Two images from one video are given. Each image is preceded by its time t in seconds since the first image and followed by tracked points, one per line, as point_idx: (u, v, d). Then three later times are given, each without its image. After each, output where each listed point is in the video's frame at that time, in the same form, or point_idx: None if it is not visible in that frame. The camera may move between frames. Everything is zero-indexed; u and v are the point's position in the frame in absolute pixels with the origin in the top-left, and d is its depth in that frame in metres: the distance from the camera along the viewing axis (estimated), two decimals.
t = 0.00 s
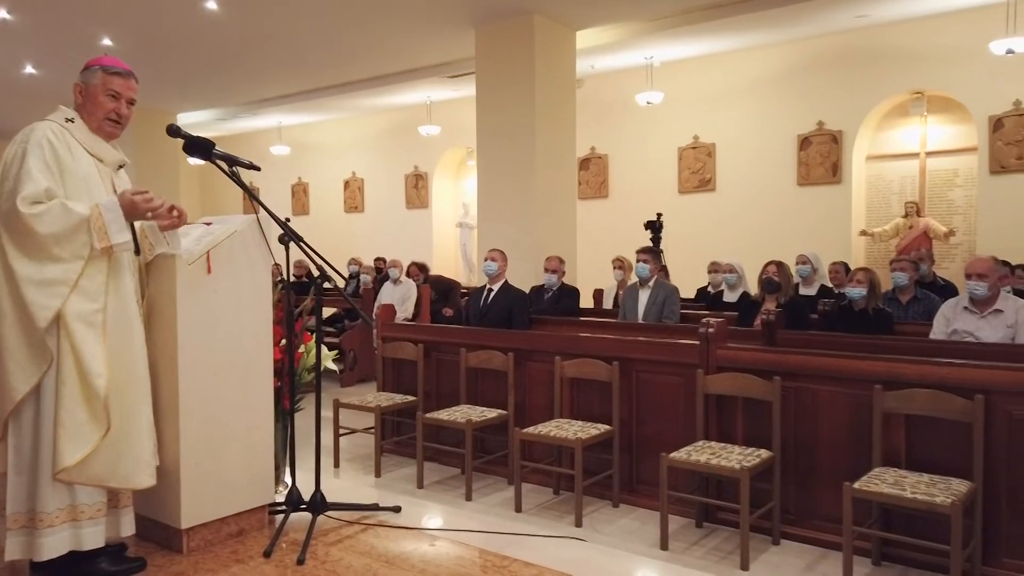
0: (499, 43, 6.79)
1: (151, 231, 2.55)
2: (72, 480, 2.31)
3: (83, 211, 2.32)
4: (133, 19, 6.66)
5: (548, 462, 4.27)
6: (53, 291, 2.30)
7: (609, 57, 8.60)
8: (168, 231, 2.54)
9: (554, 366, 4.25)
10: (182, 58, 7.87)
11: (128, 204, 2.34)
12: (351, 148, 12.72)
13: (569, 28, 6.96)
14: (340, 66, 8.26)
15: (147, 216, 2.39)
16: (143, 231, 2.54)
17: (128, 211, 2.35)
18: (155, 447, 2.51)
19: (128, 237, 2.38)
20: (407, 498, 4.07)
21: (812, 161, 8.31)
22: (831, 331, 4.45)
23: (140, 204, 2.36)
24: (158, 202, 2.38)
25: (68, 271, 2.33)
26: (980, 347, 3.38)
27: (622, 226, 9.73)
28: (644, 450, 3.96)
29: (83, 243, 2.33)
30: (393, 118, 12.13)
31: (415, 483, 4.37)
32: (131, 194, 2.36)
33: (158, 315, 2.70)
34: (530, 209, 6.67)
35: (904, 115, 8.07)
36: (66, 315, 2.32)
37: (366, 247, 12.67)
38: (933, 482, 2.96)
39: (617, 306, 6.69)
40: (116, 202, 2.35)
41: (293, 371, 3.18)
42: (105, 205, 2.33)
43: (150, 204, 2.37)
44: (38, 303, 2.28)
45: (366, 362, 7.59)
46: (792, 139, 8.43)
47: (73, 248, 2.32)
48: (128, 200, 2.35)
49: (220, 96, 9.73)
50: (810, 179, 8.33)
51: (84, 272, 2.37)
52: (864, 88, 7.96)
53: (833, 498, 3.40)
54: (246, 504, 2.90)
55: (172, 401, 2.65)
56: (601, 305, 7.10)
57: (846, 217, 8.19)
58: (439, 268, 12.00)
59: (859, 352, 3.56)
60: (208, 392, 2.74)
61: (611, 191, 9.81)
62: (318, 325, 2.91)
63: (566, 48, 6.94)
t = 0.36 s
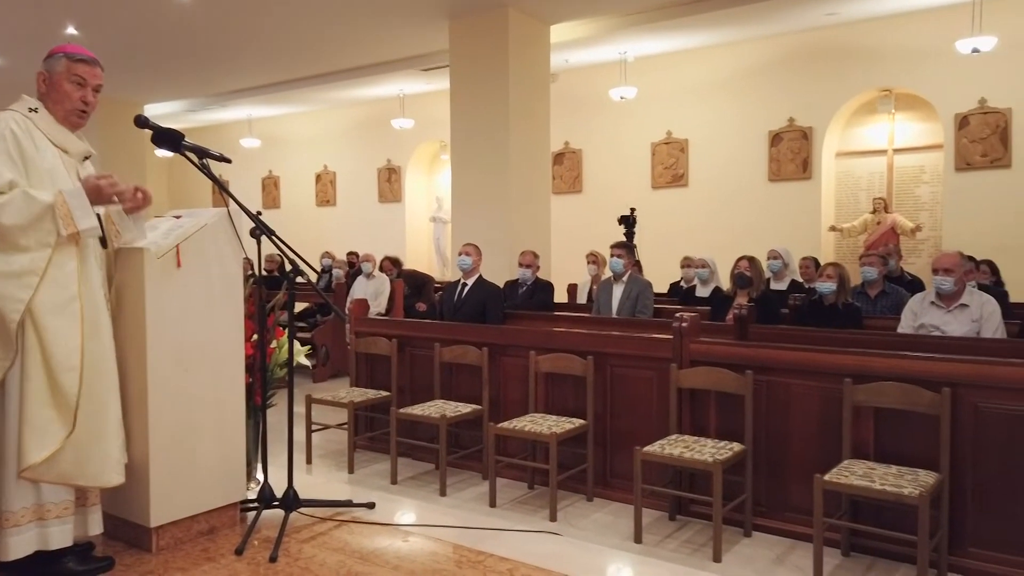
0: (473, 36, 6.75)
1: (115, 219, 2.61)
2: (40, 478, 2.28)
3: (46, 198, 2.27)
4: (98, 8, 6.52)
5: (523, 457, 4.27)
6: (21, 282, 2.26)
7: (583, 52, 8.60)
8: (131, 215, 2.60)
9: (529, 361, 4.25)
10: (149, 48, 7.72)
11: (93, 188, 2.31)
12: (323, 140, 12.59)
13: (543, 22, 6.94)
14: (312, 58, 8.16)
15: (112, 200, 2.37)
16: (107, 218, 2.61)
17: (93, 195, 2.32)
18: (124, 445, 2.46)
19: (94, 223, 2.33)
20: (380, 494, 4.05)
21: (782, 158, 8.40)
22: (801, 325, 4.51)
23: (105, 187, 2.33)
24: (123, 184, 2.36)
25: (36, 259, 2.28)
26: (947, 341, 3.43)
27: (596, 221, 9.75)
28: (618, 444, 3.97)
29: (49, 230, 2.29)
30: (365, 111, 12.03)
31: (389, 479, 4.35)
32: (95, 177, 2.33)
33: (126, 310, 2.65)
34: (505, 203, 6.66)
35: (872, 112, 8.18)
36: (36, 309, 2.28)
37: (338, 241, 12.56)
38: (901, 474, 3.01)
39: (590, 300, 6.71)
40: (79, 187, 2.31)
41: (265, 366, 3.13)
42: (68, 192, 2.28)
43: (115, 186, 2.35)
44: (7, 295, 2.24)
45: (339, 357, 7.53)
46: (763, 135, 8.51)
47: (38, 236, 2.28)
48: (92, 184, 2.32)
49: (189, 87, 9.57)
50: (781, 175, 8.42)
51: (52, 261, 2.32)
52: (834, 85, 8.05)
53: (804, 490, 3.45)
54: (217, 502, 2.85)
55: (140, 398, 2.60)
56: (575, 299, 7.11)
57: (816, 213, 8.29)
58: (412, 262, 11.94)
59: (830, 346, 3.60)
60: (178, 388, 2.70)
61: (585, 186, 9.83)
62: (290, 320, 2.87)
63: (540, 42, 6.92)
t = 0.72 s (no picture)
0: (443, 30, 6.71)
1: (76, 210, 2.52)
2: None
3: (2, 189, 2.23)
4: None
5: (493, 452, 4.27)
6: None
7: (552, 46, 8.60)
8: (91, 205, 2.51)
9: (500, 355, 4.25)
10: (111, 38, 7.55)
11: (50, 176, 2.27)
12: (290, 134, 12.43)
13: (513, 16, 6.92)
14: (279, 49, 8.05)
15: (69, 187, 2.33)
16: (68, 210, 2.51)
17: (50, 183, 2.28)
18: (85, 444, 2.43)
19: (52, 214, 2.29)
20: (350, 490, 4.02)
21: (749, 154, 8.49)
22: (768, 319, 4.56)
23: (62, 175, 2.29)
24: (79, 171, 2.33)
25: None
26: (909, 334, 3.50)
27: (565, 216, 9.77)
28: (589, 439, 3.99)
29: (5, 221, 2.25)
30: (333, 104, 11.89)
31: (358, 475, 4.32)
32: (52, 166, 2.29)
33: (86, 306, 2.59)
34: (475, 198, 6.64)
35: (836, 109, 8.31)
36: None
37: (306, 235, 12.42)
38: (865, 465, 3.06)
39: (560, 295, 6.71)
40: (35, 176, 2.26)
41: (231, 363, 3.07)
42: (24, 180, 2.23)
43: (73, 173, 2.31)
44: None
45: (307, 353, 7.45)
46: (731, 130, 8.58)
47: None
48: (49, 172, 2.28)
49: (152, 78, 9.38)
50: (748, 171, 8.51)
51: (8, 250, 2.27)
52: (800, 82, 8.14)
53: (770, 482, 3.49)
54: (182, 501, 2.80)
55: (101, 395, 2.55)
56: (544, 294, 7.12)
57: (782, 208, 8.40)
58: (381, 256, 11.85)
59: (796, 340, 3.65)
60: (141, 385, 2.64)
61: (554, 181, 9.84)
62: (257, 315, 2.82)
63: (510, 36, 6.89)
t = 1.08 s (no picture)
0: (409, 22, 6.65)
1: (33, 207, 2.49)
2: None
3: None
4: None
5: (460, 447, 4.25)
6: None
7: (518, 41, 8.59)
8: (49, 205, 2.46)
9: (466, 350, 4.23)
10: (66, 27, 7.34)
11: (7, 170, 2.28)
12: (252, 126, 12.24)
13: (479, 9, 6.88)
14: (240, 40, 7.91)
15: (27, 183, 2.32)
16: (23, 206, 2.47)
17: (7, 177, 2.28)
18: (41, 442, 2.40)
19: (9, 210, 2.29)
20: (315, 488, 3.98)
21: (713, 150, 8.57)
22: (732, 313, 4.61)
23: (19, 170, 2.29)
24: (38, 168, 2.32)
25: None
26: (869, 326, 3.56)
27: (531, 210, 9.78)
28: (555, 432, 4.00)
29: None
30: (296, 96, 11.73)
31: (323, 472, 4.27)
32: (9, 160, 2.29)
33: (41, 302, 2.51)
34: (441, 192, 6.60)
35: (798, 106, 8.43)
36: None
37: (268, 229, 12.24)
38: (826, 456, 3.12)
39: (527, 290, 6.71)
40: None
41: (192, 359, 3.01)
42: None
43: (30, 169, 2.31)
44: None
45: (270, 349, 7.35)
46: (695, 126, 8.66)
47: None
48: (7, 166, 2.28)
49: (108, 68, 9.15)
50: (711, 166, 8.59)
51: None
52: (763, 79, 8.24)
53: (734, 474, 3.53)
54: (142, 501, 2.74)
55: (58, 393, 2.48)
56: (511, 289, 7.11)
57: (745, 204, 8.50)
58: (345, 251, 11.73)
59: (759, 333, 3.70)
60: (99, 383, 2.58)
61: (521, 175, 9.84)
62: (218, 311, 2.77)
63: (476, 29, 6.86)
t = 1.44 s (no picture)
0: (370, 15, 6.58)
1: None
2: None
3: None
4: None
5: (424, 443, 4.24)
6: None
7: (481, 35, 8.56)
8: None
9: (429, 346, 4.21)
10: (13, 15, 7.12)
11: None
12: (209, 119, 12.01)
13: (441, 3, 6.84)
14: (197, 31, 7.75)
15: None
16: None
17: None
18: None
19: None
20: (277, 485, 3.93)
21: (673, 146, 8.65)
22: (693, 308, 4.67)
23: None
24: None
25: None
26: (825, 320, 3.63)
27: (494, 205, 9.78)
28: (519, 427, 4.01)
29: None
30: (254, 89, 11.53)
31: (284, 470, 4.22)
32: None
33: None
34: (403, 187, 6.56)
35: (756, 103, 8.55)
36: None
37: (226, 224, 12.04)
38: (784, 447, 3.18)
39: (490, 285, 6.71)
40: None
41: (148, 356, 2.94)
42: None
43: None
44: None
45: (228, 345, 7.23)
46: (656, 123, 8.73)
47: None
48: None
49: (58, 58, 8.90)
50: (672, 163, 8.68)
51: None
52: (722, 75, 8.34)
53: (695, 467, 3.58)
54: (97, 501, 2.67)
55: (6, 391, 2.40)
56: (474, 284, 7.09)
57: (705, 200, 8.61)
58: (305, 246, 11.59)
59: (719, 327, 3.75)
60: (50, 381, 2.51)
61: (483, 170, 9.82)
62: (175, 308, 2.70)
63: (439, 23, 6.81)
